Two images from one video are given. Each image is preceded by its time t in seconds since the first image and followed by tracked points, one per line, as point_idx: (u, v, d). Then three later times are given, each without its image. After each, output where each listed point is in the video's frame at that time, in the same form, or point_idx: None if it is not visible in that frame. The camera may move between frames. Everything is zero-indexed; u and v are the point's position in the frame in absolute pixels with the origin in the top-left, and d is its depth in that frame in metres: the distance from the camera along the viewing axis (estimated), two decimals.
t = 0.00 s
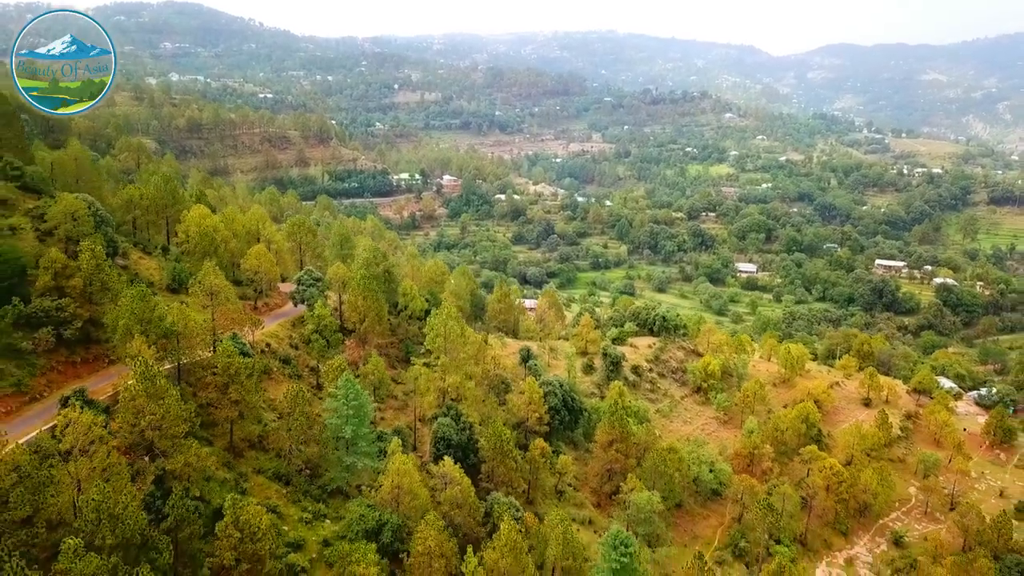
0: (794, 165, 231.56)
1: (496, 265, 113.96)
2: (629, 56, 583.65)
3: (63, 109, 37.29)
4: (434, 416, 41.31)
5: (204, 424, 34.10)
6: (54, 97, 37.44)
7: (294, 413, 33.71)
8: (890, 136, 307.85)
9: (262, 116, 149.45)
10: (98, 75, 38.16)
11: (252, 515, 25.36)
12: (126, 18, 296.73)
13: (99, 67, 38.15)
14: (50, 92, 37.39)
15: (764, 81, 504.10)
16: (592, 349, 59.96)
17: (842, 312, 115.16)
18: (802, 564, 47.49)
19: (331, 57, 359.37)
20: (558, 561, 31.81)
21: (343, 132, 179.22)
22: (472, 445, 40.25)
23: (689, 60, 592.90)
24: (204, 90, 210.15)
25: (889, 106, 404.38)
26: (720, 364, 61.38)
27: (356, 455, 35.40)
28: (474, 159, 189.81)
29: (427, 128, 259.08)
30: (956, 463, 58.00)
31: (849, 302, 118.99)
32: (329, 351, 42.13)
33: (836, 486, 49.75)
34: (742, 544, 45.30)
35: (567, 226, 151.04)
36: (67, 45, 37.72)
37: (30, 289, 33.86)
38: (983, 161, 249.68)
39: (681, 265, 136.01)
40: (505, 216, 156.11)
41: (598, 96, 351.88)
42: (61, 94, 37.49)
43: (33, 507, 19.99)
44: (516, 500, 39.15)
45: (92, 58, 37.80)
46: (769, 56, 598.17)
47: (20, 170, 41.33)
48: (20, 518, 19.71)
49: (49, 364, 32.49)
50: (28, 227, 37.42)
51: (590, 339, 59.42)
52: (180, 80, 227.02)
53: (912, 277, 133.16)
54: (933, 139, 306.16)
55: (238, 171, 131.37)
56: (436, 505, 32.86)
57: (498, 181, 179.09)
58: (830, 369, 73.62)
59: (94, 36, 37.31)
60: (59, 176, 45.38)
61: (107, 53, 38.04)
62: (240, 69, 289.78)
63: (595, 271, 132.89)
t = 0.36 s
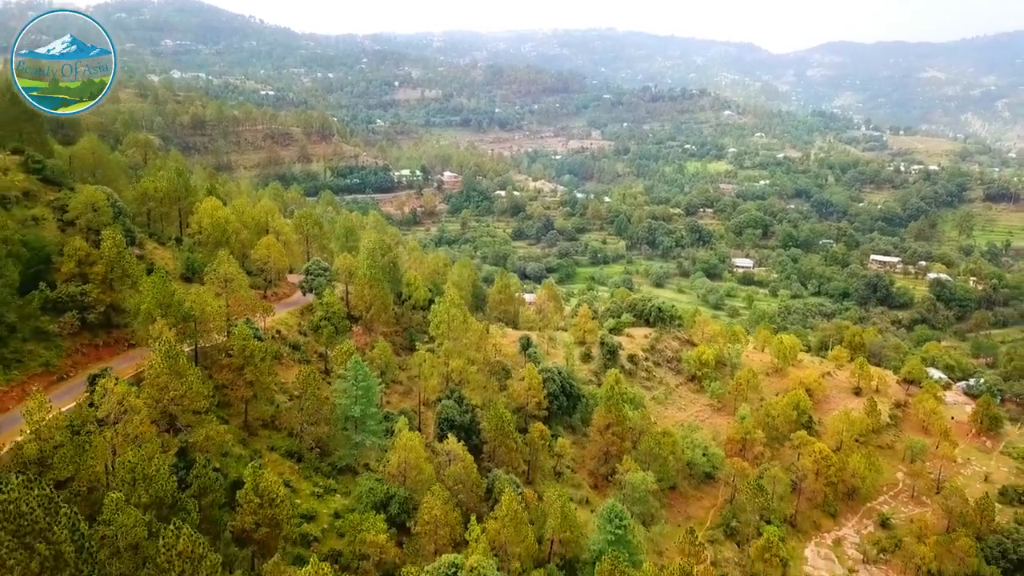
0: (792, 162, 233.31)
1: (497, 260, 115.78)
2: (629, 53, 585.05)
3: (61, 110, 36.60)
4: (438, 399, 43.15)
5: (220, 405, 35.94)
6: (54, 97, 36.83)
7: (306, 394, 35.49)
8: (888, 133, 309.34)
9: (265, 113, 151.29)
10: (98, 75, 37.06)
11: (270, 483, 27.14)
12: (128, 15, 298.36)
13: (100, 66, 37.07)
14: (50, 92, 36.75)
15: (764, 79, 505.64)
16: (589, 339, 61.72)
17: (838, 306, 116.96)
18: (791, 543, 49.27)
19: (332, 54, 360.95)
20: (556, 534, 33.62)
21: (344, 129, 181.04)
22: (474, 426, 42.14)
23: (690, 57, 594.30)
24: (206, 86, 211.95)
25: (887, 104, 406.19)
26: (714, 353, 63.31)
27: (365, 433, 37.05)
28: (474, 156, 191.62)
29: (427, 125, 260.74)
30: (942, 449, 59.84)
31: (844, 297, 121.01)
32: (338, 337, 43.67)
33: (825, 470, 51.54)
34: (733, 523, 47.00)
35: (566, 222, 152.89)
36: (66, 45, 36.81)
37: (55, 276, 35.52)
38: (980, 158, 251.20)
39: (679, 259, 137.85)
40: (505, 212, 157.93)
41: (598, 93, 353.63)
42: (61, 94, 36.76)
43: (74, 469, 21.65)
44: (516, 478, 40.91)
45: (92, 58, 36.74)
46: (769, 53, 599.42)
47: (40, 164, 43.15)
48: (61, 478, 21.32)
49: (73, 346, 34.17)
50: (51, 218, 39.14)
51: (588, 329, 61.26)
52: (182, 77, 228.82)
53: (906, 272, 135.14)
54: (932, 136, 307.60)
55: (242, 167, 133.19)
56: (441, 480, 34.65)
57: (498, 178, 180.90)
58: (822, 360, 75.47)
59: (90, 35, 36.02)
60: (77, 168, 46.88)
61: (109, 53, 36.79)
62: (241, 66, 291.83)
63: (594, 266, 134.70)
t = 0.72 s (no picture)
0: (790, 160, 235.01)
1: (497, 255, 117.41)
2: (629, 51, 586.31)
3: (63, 111, 36.56)
4: (441, 384, 44.93)
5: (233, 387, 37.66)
6: (54, 98, 36.85)
7: (316, 376, 37.23)
8: (886, 131, 310.91)
9: (267, 111, 152.97)
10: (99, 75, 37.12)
11: (285, 455, 28.78)
12: (129, 13, 299.43)
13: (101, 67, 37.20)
14: (50, 92, 36.71)
15: (763, 77, 507.16)
16: (587, 329, 63.53)
17: (833, 301, 118.59)
18: (782, 525, 51.01)
19: (332, 52, 362.34)
20: (555, 509, 35.33)
21: (345, 126, 182.79)
22: (477, 410, 43.94)
23: (689, 55, 595.62)
24: (207, 84, 213.30)
25: (886, 101, 407.64)
26: (709, 344, 65.12)
27: (372, 414, 38.99)
28: (474, 153, 193.30)
29: (427, 122, 262.24)
30: (929, 436, 61.59)
31: (839, 292, 122.64)
32: (345, 324, 45.60)
33: (815, 455, 53.23)
34: (725, 505, 48.66)
35: (565, 218, 154.58)
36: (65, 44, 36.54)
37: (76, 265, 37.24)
38: (978, 156, 252.77)
39: (677, 255, 139.53)
40: (505, 208, 159.70)
41: (597, 91, 355.34)
42: (62, 95, 36.64)
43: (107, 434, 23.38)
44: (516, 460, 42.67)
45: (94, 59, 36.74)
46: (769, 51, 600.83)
47: (58, 158, 44.83)
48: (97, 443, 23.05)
49: (95, 331, 35.90)
50: (70, 209, 40.78)
51: (586, 319, 63.14)
52: (184, 75, 230.59)
53: (901, 268, 136.89)
54: (930, 134, 309.17)
55: (244, 164, 134.69)
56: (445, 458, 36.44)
57: (498, 175, 182.68)
58: (815, 352, 77.21)
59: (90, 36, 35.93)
60: (94, 162, 48.48)
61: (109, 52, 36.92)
62: (242, 64, 293.59)
63: (592, 261, 136.30)
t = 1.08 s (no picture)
0: (787, 157, 236.83)
1: (497, 250, 119.09)
2: (628, 48, 587.77)
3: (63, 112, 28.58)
4: (444, 369, 46.74)
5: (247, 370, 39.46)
6: (52, 96, 28.78)
7: (325, 359, 39.02)
8: (884, 128, 312.65)
9: (270, 108, 154.60)
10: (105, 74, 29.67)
11: (298, 430, 30.51)
12: (129, 10, 300.64)
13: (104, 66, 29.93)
14: (47, 92, 28.85)
15: (763, 74, 508.77)
16: (585, 320, 65.47)
17: (828, 295, 120.35)
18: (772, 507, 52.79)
19: (333, 49, 363.95)
20: (553, 485, 37.21)
21: (346, 123, 184.71)
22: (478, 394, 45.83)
23: (688, 53, 597.24)
24: (209, 81, 215.14)
25: (885, 99, 409.24)
26: (704, 333, 67.03)
27: (379, 396, 40.99)
28: (474, 150, 195.08)
29: (427, 120, 263.91)
30: (916, 423, 63.48)
31: (834, 286, 124.32)
32: (352, 312, 47.45)
33: (806, 441, 54.93)
34: (717, 488, 50.43)
35: (564, 214, 156.36)
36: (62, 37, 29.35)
37: (96, 253, 38.98)
38: (974, 153, 254.56)
39: (674, 250, 141.31)
40: (505, 204, 161.62)
41: (596, 88, 357.07)
42: (60, 94, 28.74)
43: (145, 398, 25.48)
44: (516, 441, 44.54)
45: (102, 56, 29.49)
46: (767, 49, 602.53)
47: (76, 153, 46.51)
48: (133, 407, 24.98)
49: (115, 316, 37.71)
50: (89, 201, 42.52)
51: (584, 310, 65.14)
52: (186, 72, 232.21)
53: (895, 263, 138.80)
54: (927, 131, 310.85)
55: (247, 160, 136.33)
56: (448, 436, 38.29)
57: (498, 171, 184.52)
58: (808, 343, 79.10)
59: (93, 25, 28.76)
60: (110, 155, 50.23)
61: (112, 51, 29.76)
62: (243, 61, 295.22)
63: (591, 256, 137.78)
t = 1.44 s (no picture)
0: (785, 154, 238.63)
1: (497, 245, 120.73)
2: (628, 46, 589.11)
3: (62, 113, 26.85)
4: (447, 356, 48.60)
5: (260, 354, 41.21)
6: (53, 95, 27.15)
7: (334, 344, 40.78)
8: (882, 126, 314.38)
9: (272, 105, 156.42)
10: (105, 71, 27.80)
11: (311, 407, 32.27)
12: (131, 8, 301.85)
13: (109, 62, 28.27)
14: (47, 91, 27.21)
15: (762, 72, 510.32)
16: (583, 311, 67.31)
17: (823, 289, 122.00)
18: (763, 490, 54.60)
19: (333, 47, 365.31)
20: (551, 464, 39.04)
21: (348, 120, 186.46)
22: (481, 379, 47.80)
23: (688, 51, 598.75)
24: (211, 78, 216.84)
25: (884, 97, 410.87)
26: (698, 324, 69.07)
27: (385, 379, 42.83)
28: (474, 147, 196.81)
29: (427, 117, 265.50)
30: (904, 411, 65.36)
31: (828, 280, 125.90)
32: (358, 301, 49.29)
33: (797, 427, 56.69)
34: (710, 471, 52.19)
35: (564, 210, 158.09)
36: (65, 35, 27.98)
37: (115, 243, 40.80)
38: (971, 151, 256.25)
39: (672, 246, 142.98)
40: (505, 200, 163.37)
41: (596, 85, 358.69)
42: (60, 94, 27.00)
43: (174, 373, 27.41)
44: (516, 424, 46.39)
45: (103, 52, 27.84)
46: (766, 47, 604.09)
47: (93, 147, 48.24)
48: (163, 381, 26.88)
49: (134, 302, 39.42)
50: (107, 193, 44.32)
51: (582, 301, 67.00)
52: (188, 69, 233.84)
53: (889, 259, 140.56)
54: (926, 129, 312.45)
55: (249, 156, 137.90)
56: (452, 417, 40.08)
57: (498, 167, 186.31)
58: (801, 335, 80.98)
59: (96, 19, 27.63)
60: (125, 149, 52.05)
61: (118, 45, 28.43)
62: (244, 59, 296.96)
63: (590, 252, 139.10)
